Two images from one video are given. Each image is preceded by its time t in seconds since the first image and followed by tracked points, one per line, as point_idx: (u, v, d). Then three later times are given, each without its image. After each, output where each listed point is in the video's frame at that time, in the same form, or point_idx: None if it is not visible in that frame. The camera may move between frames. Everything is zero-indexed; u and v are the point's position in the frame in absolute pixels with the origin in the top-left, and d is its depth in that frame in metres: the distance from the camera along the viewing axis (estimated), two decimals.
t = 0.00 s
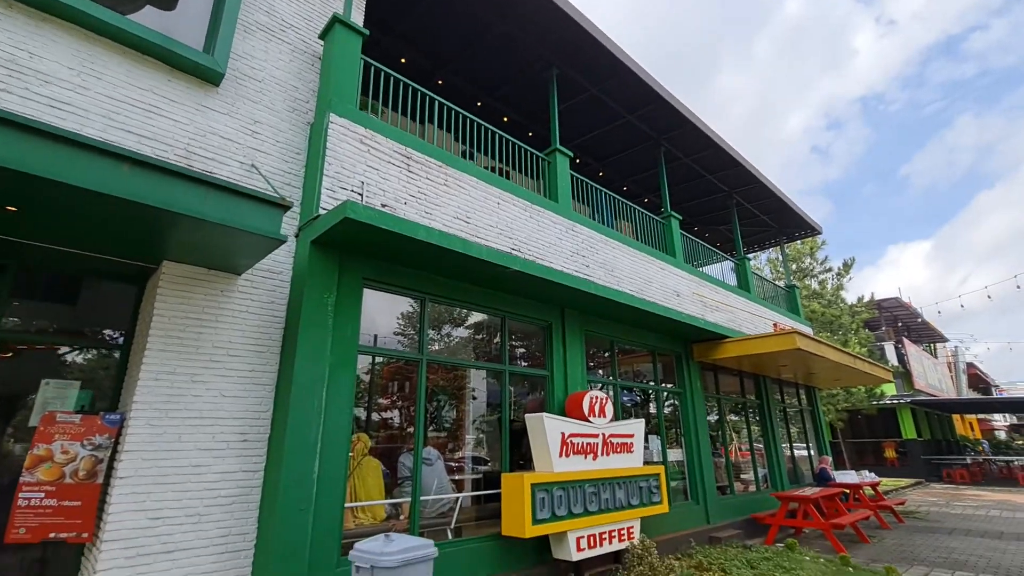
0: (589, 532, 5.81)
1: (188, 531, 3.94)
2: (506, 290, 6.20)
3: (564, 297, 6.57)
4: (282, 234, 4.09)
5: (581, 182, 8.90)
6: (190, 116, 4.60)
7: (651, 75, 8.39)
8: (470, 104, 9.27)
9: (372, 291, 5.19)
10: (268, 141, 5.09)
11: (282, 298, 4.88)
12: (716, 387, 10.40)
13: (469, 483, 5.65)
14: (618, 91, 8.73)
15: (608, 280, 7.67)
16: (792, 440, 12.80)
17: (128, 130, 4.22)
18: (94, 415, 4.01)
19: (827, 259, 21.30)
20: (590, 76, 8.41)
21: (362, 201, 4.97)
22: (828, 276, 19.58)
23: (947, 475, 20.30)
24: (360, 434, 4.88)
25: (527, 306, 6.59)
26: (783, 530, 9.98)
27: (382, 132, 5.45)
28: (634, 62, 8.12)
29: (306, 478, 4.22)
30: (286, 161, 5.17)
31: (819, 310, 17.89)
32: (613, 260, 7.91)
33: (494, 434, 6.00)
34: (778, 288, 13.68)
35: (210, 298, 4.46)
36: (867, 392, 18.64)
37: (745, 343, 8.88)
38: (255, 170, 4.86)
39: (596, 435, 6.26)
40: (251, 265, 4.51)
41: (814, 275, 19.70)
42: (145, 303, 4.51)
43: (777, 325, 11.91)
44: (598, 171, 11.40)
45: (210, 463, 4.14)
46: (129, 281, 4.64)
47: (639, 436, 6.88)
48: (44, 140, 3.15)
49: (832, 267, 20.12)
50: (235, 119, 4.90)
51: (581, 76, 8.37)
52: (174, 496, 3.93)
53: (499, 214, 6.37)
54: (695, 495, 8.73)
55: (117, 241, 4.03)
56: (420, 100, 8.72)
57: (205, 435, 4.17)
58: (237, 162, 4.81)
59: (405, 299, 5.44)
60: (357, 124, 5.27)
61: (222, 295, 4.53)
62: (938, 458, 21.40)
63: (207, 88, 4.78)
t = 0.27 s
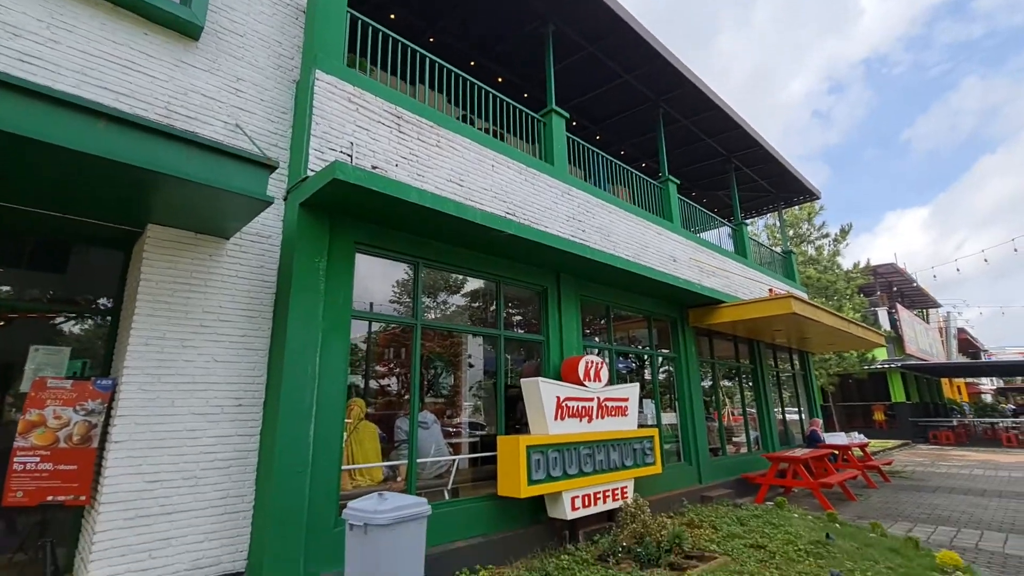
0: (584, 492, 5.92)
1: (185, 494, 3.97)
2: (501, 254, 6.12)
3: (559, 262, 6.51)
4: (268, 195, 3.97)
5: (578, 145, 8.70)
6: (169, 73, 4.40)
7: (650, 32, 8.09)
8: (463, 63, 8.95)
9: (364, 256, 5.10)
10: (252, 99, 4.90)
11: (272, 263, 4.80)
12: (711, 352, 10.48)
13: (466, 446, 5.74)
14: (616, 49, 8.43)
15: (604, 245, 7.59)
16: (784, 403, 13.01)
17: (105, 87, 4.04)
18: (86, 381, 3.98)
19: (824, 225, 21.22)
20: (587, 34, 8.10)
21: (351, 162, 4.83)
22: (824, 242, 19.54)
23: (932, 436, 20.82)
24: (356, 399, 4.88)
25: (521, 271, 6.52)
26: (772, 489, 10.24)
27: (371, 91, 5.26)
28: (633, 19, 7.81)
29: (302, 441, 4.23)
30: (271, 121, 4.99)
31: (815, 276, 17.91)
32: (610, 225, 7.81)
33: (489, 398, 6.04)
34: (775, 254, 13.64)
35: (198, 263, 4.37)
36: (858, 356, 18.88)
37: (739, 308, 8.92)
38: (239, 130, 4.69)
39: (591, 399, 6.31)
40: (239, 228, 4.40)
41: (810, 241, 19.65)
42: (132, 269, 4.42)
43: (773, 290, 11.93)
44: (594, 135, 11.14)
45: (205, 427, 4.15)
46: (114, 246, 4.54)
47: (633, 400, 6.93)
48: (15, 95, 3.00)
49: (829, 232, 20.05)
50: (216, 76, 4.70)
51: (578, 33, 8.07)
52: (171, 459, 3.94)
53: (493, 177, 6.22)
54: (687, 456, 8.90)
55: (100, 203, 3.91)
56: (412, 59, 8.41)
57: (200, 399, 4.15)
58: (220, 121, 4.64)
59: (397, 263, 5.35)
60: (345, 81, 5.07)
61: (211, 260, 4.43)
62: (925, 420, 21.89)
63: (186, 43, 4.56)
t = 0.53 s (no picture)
0: (578, 441, 6.02)
1: (182, 447, 3.99)
2: (494, 205, 5.96)
3: (554, 213, 6.36)
4: (247, 142, 3.78)
5: (574, 92, 8.36)
6: (135, 10, 4.10)
7: None
8: (453, 4, 8.46)
9: (352, 208, 4.94)
10: (227, 40, 4.61)
11: (257, 215, 4.65)
12: (706, 305, 10.48)
13: (463, 399, 5.83)
14: None
15: (600, 196, 7.41)
16: (777, 355, 13.16)
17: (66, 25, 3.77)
18: (72, 336, 3.90)
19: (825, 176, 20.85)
20: None
21: (335, 108, 4.60)
22: (824, 194, 19.25)
23: (921, 386, 21.26)
24: (349, 352, 4.85)
25: (515, 223, 6.39)
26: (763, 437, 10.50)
27: (353, 31, 4.96)
28: None
29: (295, 394, 4.22)
30: (249, 64, 4.71)
31: (813, 228, 17.75)
32: (606, 176, 7.61)
33: (484, 351, 6.05)
34: (774, 206, 13.43)
35: (180, 216, 4.23)
36: (853, 309, 18.99)
37: (736, 260, 8.87)
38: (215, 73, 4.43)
39: (586, 351, 6.31)
40: (220, 179, 4.23)
41: (810, 193, 19.34)
42: (111, 224, 4.28)
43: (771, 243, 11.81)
44: (592, 82, 10.71)
45: (197, 381, 4.13)
46: (92, 201, 4.39)
47: (628, 352, 6.95)
48: None
49: (830, 184, 19.72)
50: (187, 14, 4.39)
51: None
52: (164, 413, 3.94)
53: (485, 125, 5.98)
54: (681, 406, 9.06)
55: (71, 153, 3.73)
56: None
57: (190, 354, 4.12)
58: (194, 64, 4.37)
59: (387, 215, 5.20)
60: (325, 20, 4.77)
61: (193, 213, 4.29)
62: (915, 370, 22.28)
63: None
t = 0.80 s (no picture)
0: (569, 397, 6.05)
1: (165, 407, 3.95)
2: (481, 157, 5.73)
3: (544, 166, 6.14)
4: (209, 87, 3.52)
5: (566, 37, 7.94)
6: None
7: None
8: None
9: (331, 161, 4.73)
10: None
11: (231, 169, 4.44)
12: (700, 262, 10.39)
13: (455, 356, 5.83)
14: None
15: (593, 149, 7.15)
16: (770, 311, 13.19)
17: None
18: (42, 295, 3.76)
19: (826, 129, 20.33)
20: None
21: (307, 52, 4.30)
22: (824, 147, 18.82)
23: (910, 340, 21.55)
24: (334, 312, 4.73)
25: (504, 176, 6.17)
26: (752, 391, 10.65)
27: None
28: None
29: (279, 353, 4.14)
30: (213, 4, 4.38)
31: (811, 183, 17.45)
32: (599, 127, 7.32)
33: (473, 308, 5.98)
34: (773, 160, 13.12)
35: (149, 170, 4.02)
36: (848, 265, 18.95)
37: (730, 216, 8.73)
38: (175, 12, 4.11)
39: (577, 309, 6.24)
40: (188, 130, 3.99)
41: (809, 147, 18.91)
42: (77, 180, 4.09)
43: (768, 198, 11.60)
44: (586, 27, 10.18)
45: (177, 341, 4.04)
46: (58, 156, 4.21)
47: (620, 309, 6.90)
48: None
49: (830, 137, 19.25)
50: None
51: None
52: (145, 374, 3.87)
53: (471, 72, 5.67)
54: (672, 362, 9.11)
55: (24, 101, 3.49)
56: None
57: (168, 314, 4.01)
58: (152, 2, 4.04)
59: (368, 168, 4.99)
60: None
61: (163, 167, 4.08)
62: (905, 324, 22.52)
63: None
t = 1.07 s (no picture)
0: (558, 371, 6.00)
1: (142, 379, 3.85)
2: (470, 124, 5.53)
3: (536, 135, 5.94)
4: (175, 43, 3.30)
5: None
6: None
7: None
8: None
9: (311, 126, 4.53)
10: None
11: (206, 134, 4.24)
12: (696, 236, 10.26)
13: (446, 329, 5.76)
14: None
15: (588, 118, 6.93)
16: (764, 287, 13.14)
17: None
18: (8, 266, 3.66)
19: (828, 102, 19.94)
20: None
21: (283, 7, 4.05)
22: (825, 121, 18.49)
23: (902, 316, 21.67)
24: (321, 283, 4.72)
25: (494, 145, 5.97)
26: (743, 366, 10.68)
27: None
28: None
29: (259, 325, 4.03)
30: None
31: (811, 157, 17.19)
32: (595, 95, 7.07)
33: (462, 281, 5.87)
34: (772, 133, 12.86)
35: (118, 133, 3.82)
36: (843, 241, 18.86)
37: (727, 188, 8.57)
38: None
39: (568, 282, 6.14)
40: (157, 90, 3.77)
41: (810, 120, 18.56)
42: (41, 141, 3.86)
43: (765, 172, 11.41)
44: None
45: (153, 312, 3.92)
46: (22, 117, 3.99)
47: (612, 283, 6.80)
48: None
49: (832, 110, 18.89)
50: None
51: None
52: (120, 345, 3.76)
53: (460, 34, 5.40)
54: (664, 337, 9.08)
55: None
56: None
57: (143, 284, 3.88)
58: None
59: (351, 134, 4.80)
60: None
61: (133, 130, 3.88)
62: (898, 301, 22.61)
63: None
